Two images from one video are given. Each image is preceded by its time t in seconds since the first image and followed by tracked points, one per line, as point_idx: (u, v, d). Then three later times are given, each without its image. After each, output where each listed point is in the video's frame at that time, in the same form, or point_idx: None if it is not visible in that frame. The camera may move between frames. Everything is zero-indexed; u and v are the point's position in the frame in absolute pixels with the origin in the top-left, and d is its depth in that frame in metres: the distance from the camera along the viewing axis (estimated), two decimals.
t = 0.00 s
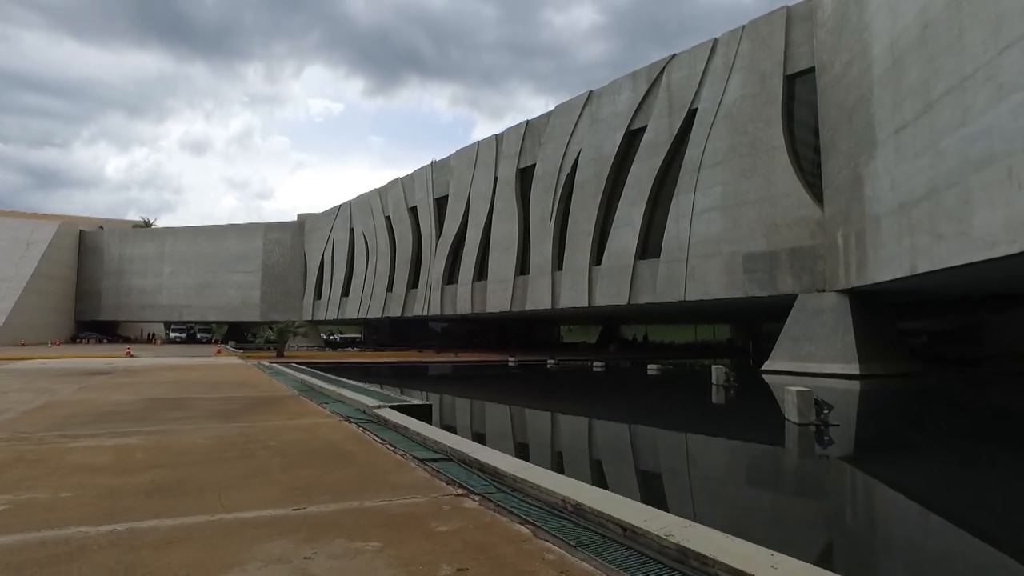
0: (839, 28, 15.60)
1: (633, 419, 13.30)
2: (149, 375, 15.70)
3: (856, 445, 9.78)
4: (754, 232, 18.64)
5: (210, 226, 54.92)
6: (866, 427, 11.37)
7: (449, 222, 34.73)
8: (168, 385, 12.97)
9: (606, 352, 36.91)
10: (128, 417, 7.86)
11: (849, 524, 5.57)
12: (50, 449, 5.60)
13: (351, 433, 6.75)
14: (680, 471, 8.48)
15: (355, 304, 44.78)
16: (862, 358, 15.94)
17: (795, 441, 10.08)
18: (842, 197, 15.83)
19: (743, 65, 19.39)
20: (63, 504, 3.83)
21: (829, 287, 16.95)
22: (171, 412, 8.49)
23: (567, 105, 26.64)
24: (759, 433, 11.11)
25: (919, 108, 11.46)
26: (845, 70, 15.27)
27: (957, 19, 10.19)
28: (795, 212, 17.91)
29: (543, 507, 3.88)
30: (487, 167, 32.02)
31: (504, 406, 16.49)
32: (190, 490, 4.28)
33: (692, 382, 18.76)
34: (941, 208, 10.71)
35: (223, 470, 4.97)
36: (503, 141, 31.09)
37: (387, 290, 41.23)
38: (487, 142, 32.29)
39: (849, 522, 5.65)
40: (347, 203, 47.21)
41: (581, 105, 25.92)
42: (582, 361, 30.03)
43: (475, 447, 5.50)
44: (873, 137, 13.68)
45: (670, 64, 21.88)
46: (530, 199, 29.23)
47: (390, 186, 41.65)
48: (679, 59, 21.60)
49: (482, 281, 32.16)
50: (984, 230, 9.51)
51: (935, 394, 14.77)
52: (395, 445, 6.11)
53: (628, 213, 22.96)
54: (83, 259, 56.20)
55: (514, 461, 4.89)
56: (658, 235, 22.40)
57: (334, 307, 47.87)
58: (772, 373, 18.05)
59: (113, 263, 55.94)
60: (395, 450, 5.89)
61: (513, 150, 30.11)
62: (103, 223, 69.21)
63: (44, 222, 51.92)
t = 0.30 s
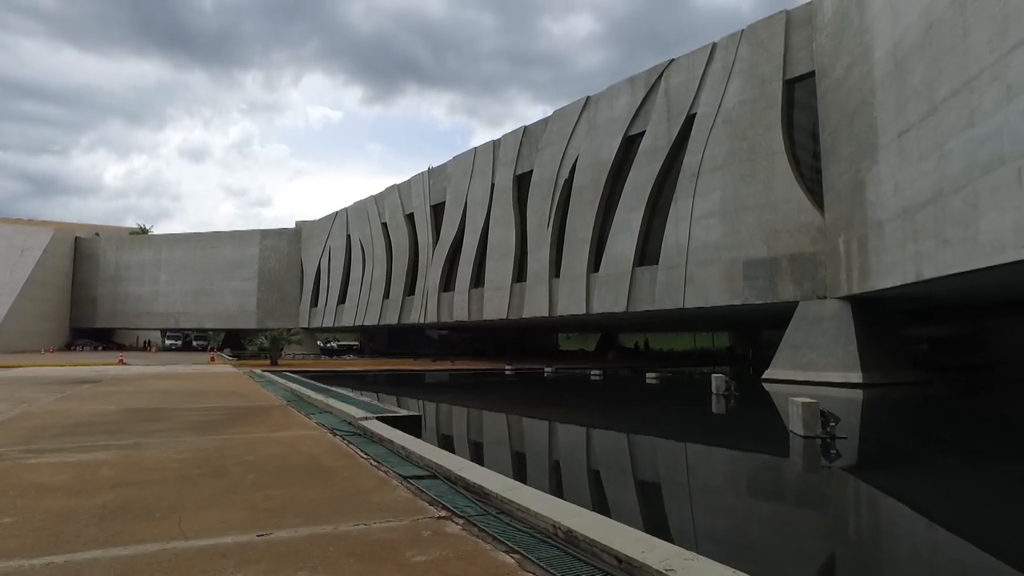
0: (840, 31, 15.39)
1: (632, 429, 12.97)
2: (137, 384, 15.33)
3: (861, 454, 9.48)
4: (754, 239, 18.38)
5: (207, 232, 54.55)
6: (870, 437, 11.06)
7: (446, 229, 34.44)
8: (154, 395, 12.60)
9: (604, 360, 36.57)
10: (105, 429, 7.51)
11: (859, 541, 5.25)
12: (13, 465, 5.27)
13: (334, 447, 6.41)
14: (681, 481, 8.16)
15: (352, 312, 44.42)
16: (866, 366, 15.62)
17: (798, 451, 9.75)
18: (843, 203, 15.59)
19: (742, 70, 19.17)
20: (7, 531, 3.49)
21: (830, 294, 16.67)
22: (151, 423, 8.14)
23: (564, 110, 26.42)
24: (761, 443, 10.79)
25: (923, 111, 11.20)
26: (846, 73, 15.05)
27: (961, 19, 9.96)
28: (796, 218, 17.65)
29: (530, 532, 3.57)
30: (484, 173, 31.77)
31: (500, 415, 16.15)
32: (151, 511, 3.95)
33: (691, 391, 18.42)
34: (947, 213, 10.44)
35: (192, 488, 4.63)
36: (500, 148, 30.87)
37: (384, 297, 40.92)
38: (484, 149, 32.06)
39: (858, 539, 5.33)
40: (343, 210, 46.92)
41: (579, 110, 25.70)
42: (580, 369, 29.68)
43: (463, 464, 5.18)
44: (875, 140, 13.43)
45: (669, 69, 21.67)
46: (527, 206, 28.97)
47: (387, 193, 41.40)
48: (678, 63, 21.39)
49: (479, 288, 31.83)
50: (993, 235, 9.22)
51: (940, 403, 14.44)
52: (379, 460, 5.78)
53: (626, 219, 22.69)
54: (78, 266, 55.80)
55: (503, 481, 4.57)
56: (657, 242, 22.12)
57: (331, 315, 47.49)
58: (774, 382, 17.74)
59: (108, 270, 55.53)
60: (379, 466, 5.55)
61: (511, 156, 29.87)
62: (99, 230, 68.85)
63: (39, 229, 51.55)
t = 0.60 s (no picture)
0: (840, 36, 15.19)
1: (630, 440, 12.61)
2: (123, 395, 14.93)
3: (867, 466, 9.16)
4: (753, 248, 18.12)
5: (202, 242, 54.20)
6: (875, 449, 10.73)
7: (442, 238, 34.16)
8: (139, 406, 12.22)
9: (601, 371, 36.22)
10: (77, 443, 7.15)
11: (873, 562, 4.91)
12: None
13: (316, 463, 6.06)
14: (681, 494, 7.82)
15: (347, 322, 44.04)
16: (868, 377, 15.30)
17: (802, 463, 9.41)
18: (844, 210, 15.33)
19: (741, 77, 18.98)
20: None
21: (832, 303, 16.38)
22: (128, 436, 7.77)
23: (561, 119, 26.24)
24: (763, 455, 10.44)
25: (927, 115, 10.97)
26: (846, 79, 14.84)
27: (967, 20, 9.74)
28: (796, 226, 17.39)
29: (519, 563, 3.23)
30: (480, 182, 31.54)
31: (496, 426, 15.77)
32: (103, 538, 3.59)
33: (691, 402, 18.07)
34: (954, 219, 10.17)
35: (155, 509, 4.26)
36: (497, 156, 30.67)
37: (380, 307, 40.57)
38: (481, 158, 31.86)
39: (871, 559, 5.00)
40: (340, 219, 46.64)
41: (576, 119, 25.51)
42: (577, 381, 29.30)
43: (448, 483, 4.85)
44: (877, 146, 13.19)
45: (666, 76, 21.49)
46: (524, 215, 28.71)
47: (383, 202, 41.15)
48: (676, 71, 21.21)
49: (476, 297, 31.51)
50: (1003, 241, 8.95)
51: (946, 414, 14.11)
52: (361, 477, 5.42)
53: (623, 228, 22.43)
54: (73, 275, 55.39)
55: (490, 503, 4.22)
56: (655, 251, 21.84)
57: (327, 325, 47.08)
58: (774, 393, 17.41)
59: (103, 279, 55.14)
60: (361, 483, 5.21)
61: (507, 165, 29.66)
62: (95, 240, 68.50)
63: (34, 238, 51.19)
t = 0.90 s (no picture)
0: (837, 44, 15.04)
1: (627, 454, 12.26)
2: (107, 408, 14.53)
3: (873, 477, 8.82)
4: (751, 258, 17.87)
5: (197, 252, 53.83)
6: (879, 464, 10.42)
7: (438, 249, 33.90)
8: (121, 419, 11.84)
9: (598, 383, 35.88)
10: (45, 460, 6.79)
11: None
12: None
13: (295, 481, 5.72)
14: (679, 510, 7.50)
15: (342, 333, 43.64)
16: (871, 390, 15.00)
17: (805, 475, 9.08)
18: (844, 220, 15.11)
19: (738, 85, 18.83)
20: None
21: (833, 314, 16.11)
22: (101, 452, 7.41)
23: (557, 129, 26.09)
24: (764, 469, 10.11)
25: (929, 122, 10.76)
26: (845, 87, 14.67)
27: (969, 24, 9.55)
28: (795, 236, 17.16)
29: None
30: (476, 193, 31.34)
31: (491, 439, 15.41)
32: (45, 570, 3.25)
33: (689, 415, 17.72)
34: (958, 227, 9.92)
35: (111, 532, 3.93)
36: (492, 167, 30.50)
37: (375, 318, 40.21)
38: (477, 168, 31.69)
39: None
40: (335, 230, 46.38)
41: (572, 129, 25.35)
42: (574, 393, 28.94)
43: (431, 507, 4.53)
44: (877, 154, 12.98)
45: (663, 85, 21.34)
46: (520, 225, 28.48)
47: (379, 213, 40.93)
48: (672, 80, 21.07)
49: (471, 309, 31.18)
50: (1010, 249, 8.69)
51: (950, 427, 13.79)
52: (339, 499, 5.07)
53: (620, 239, 22.20)
54: (67, 286, 54.95)
55: (476, 530, 3.90)
56: (652, 262, 21.56)
57: (322, 336, 46.65)
58: (774, 406, 17.08)
59: (97, 290, 54.70)
60: (340, 505, 4.89)
61: (503, 175, 29.47)
62: (90, 251, 68.13)
63: (27, 248, 50.81)
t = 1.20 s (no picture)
0: (836, 53, 14.87)
1: (626, 469, 11.91)
2: (91, 422, 14.14)
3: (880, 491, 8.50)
4: (751, 269, 17.61)
5: (192, 264, 53.46)
6: (884, 479, 10.09)
7: (434, 260, 33.62)
8: (102, 434, 11.44)
9: (596, 396, 35.39)
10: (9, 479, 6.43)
11: None
12: None
13: (270, 502, 5.38)
14: (678, 525, 7.15)
15: (338, 346, 43.23)
16: (873, 403, 14.67)
17: (807, 489, 8.74)
18: (844, 230, 14.87)
19: (735, 95, 18.66)
20: None
21: (834, 325, 15.82)
22: (71, 469, 7.05)
23: (554, 139, 25.92)
24: (767, 484, 9.76)
25: (931, 129, 10.55)
26: (843, 95, 14.49)
27: (971, 30, 9.36)
28: (794, 247, 16.92)
29: None
30: (472, 205, 31.13)
31: (486, 453, 15.04)
32: None
33: (688, 429, 17.37)
34: (963, 236, 9.66)
35: (59, 562, 3.59)
36: (488, 178, 30.32)
37: (370, 330, 39.86)
38: (473, 179, 31.49)
39: None
40: (331, 242, 46.11)
41: (569, 139, 25.17)
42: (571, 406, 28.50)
43: (411, 532, 4.19)
44: (878, 163, 12.76)
45: (660, 95, 21.18)
46: (516, 237, 28.23)
47: (375, 225, 40.69)
48: (669, 90, 20.93)
49: (467, 321, 30.85)
50: (1018, 258, 8.43)
51: (955, 440, 13.48)
52: (315, 522, 4.74)
53: (617, 250, 21.95)
54: (61, 297, 54.48)
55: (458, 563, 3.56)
56: (650, 273, 21.27)
57: (317, 349, 46.22)
58: (775, 420, 16.74)
59: (92, 301, 54.24)
60: (315, 528, 4.55)
61: (499, 187, 29.27)
62: (85, 263, 67.72)
63: (21, 260, 50.42)
